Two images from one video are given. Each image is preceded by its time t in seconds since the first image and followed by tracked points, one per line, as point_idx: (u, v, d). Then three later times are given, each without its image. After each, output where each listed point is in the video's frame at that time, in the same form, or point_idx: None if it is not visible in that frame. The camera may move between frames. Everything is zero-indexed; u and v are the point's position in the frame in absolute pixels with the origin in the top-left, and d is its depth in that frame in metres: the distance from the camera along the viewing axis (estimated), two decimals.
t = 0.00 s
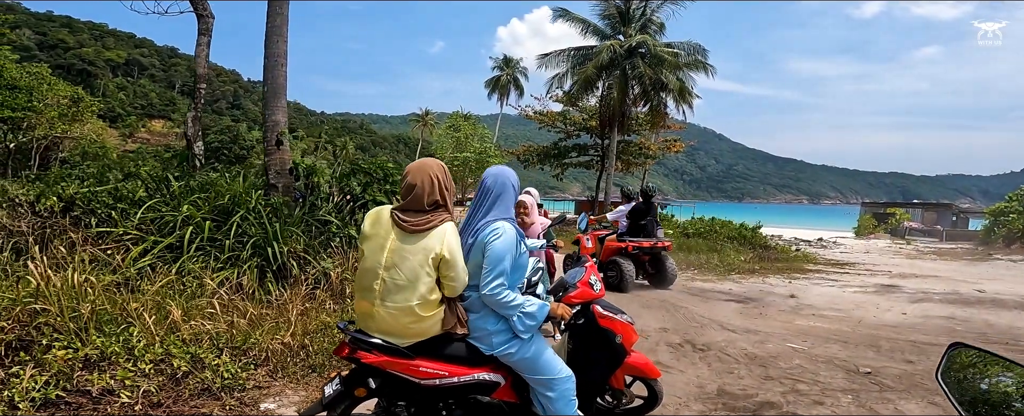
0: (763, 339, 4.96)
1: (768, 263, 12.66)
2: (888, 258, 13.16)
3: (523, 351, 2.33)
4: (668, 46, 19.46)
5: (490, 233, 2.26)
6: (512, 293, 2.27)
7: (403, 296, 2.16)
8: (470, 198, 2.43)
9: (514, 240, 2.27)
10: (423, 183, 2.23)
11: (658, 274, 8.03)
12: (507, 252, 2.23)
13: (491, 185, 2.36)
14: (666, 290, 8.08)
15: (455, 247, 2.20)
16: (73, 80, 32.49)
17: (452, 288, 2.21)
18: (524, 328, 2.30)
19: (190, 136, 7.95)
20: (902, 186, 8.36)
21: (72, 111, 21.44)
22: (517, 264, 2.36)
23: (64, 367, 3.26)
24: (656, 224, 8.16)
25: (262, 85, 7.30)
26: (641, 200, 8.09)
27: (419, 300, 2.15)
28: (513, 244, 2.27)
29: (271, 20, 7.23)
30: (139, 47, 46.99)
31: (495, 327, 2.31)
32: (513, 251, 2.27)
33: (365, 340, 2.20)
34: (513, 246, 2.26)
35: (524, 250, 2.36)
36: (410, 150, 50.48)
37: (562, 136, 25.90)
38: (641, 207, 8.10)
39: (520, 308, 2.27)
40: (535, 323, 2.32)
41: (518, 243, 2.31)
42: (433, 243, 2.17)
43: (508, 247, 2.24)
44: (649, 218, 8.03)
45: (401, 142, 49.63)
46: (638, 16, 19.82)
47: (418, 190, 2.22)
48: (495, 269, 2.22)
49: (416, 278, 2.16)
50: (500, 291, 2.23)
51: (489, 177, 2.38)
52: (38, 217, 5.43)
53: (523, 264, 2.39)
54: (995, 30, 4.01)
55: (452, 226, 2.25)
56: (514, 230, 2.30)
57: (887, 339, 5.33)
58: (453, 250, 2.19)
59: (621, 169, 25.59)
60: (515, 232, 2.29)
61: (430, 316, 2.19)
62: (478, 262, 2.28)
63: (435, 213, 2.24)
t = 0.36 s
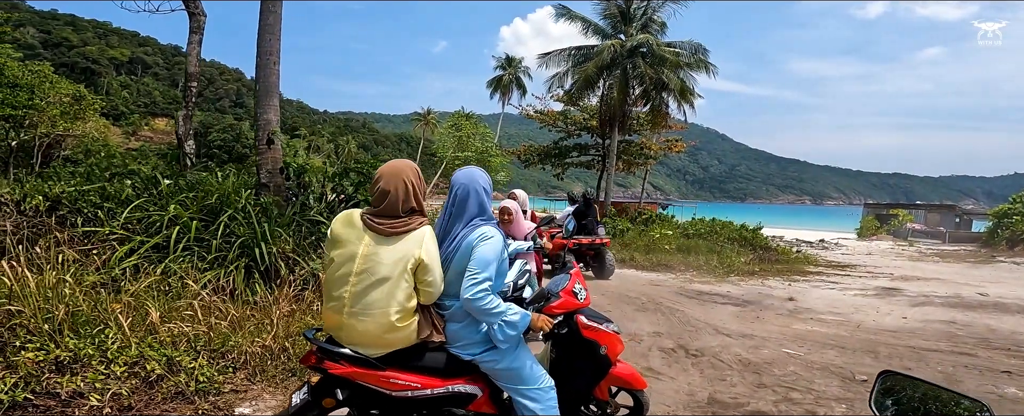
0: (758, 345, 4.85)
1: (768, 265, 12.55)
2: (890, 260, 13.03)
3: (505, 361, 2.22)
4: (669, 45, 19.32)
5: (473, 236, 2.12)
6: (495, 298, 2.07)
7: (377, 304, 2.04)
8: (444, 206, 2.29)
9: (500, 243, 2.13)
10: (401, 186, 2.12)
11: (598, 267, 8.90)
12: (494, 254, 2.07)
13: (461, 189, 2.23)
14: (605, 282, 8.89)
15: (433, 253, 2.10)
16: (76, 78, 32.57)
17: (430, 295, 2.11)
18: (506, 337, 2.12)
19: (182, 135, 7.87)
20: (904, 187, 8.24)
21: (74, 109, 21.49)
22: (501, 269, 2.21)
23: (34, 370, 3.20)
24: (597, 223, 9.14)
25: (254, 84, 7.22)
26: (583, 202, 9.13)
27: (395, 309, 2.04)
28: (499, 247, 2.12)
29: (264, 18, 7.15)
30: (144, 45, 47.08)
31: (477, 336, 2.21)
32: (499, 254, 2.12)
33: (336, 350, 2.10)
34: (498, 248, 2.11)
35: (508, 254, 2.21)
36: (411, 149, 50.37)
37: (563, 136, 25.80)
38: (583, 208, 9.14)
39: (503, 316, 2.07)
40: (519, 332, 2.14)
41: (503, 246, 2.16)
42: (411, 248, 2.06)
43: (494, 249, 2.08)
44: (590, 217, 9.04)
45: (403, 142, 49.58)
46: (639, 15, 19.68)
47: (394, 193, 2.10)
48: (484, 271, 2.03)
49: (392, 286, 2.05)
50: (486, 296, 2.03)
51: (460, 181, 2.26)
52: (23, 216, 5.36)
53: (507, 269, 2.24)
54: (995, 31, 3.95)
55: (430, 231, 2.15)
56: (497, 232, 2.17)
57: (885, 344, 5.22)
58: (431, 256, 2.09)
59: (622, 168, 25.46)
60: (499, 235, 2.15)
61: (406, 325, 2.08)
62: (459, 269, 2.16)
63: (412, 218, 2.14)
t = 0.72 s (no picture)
0: (754, 350, 4.70)
1: (767, 267, 12.38)
2: (890, 262, 12.86)
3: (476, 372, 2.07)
4: (668, 45, 19.15)
5: (443, 239, 1.95)
6: (465, 305, 1.93)
7: (335, 314, 1.89)
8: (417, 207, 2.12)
9: (473, 246, 1.96)
10: (360, 188, 1.94)
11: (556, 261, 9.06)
12: (465, 260, 1.92)
13: (434, 188, 2.06)
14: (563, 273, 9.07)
15: (398, 258, 1.93)
16: (77, 79, 32.38)
17: (395, 303, 1.95)
18: (474, 347, 1.98)
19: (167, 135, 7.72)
20: (904, 189, 8.09)
21: (71, 110, 21.39)
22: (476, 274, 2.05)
23: None
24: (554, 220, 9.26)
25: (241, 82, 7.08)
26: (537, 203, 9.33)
27: (355, 321, 1.88)
28: (472, 250, 1.95)
29: (251, 16, 6.99)
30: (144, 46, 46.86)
31: (446, 345, 2.06)
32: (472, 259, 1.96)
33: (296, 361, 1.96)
34: (471, 251, 1.95)
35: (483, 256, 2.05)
36: (411, 150, 50.20)
37: (562, 136, 25.63)
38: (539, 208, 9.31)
39: (470, 324, 1.94)
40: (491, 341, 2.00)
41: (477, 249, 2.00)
42: (372, 255, 1.90)
43: (465, 254, 1.92)
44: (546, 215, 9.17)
45: (404, 142, 49.51)
46: (638, 14, 19.49)
47: (353, 194, 1.93)
48: (453, 278, 1.89)
49: (351, 296, 1.89)
50: (453, 303, 1.89)
51: (433, 179, 2.09)
52: None
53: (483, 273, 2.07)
54: (997, 31, 3.70)
55: (394, 234, 1.98)
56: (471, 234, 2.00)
57: (886, 350, 5.06)
58: (395, 262, 1.92)
59: (621, 169, 25.28)
60: (472, 237, 1.99)
61: (368, 335, 1.93)
62: (429, 273, 1.99)
63: (375, 221, 1.97)
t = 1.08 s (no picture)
0: (742, 357, 4.47)
1: (764, 269, 12.13)
2: (891, 263, 12.59)
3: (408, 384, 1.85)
4: (665, 45, 18.88)
5: (369, 234, 1.73)
6: (392, 311, 1.74)
7: (237, 322, 1.69)
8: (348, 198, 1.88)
9: (404, 242, 1.75)
10: (233, 180, 1.69)
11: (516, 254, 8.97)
12: (393, 257, 1.70)
13: (368, 178, 1.82)
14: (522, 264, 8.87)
15: (301, 256, 1.68)
16: (76, 81, 32.31)
17: (307, 309, 1.72)
18: (403, 356, 1.80)
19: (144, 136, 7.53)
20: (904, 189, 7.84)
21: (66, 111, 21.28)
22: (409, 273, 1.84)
23: None
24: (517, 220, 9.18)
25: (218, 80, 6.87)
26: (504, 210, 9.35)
27: (260, 328, 1.68)
28: (402, 247, 1.74)
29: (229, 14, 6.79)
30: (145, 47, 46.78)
31: (375, 354, 1.84)
32: (403, 256, 1.74)
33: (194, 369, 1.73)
34: (402, 247, 1.73)
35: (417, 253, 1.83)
36: (411, 151, 49.98)
37: (560, 137, 25.38)
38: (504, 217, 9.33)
39: (398, 332, 1.75)
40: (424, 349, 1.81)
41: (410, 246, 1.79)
42: (268, 255, 1.66)
43: (394, 252, 1.71)
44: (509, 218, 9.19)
45: (404, 143, 49.29)
46: (635, 14, 19.24)
47: (229, 191, 1.69)
48: (379, 277, 1.68)
49: (252, 301, 1.67)
50: (378, 307, 1.70)
51: (367, 168, 1.85)
52: None
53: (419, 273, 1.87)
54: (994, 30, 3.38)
55: (296, 229, 1.72)
56: (404, 229, 1.78)
57: (880, 356, 4.83)
58: (298, 262, 1.67)
59: (620, 170, 25.01)
60: (404, 232, 1.77)
61: (281, 343, 1.74)
62: (352, 275, 1.75)
63: (270, 215, 1.70)
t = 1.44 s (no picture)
0: (728, 364, 4.34)
1: (763, 270, 11.95)
2: (892, 265, 12.37)
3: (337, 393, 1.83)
4: (667, 44, 18.62)
5: (287, 240, 1.73)
6: (314, 322, 1.75)
7: (133, 326, 1.66)
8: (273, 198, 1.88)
9: (323, 248, 1.73)
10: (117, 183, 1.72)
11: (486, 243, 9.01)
12: (309, 265, 1.70)
13: (293, 180, 1.83)
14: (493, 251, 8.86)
15: (185, 250, 1.61)
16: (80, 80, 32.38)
17: (202, 307, 1.65)
18: (330, 367, 1.78)
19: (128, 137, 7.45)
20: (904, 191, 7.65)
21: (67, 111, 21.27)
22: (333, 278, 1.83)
23: None
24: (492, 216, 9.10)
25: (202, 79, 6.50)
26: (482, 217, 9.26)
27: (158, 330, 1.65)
28: (321, 253, 1.73)
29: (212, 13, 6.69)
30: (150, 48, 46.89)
31: (299, 364, 1.80)
32: (322, 263, 1.73)
33: (113, 371, 1.74)
34: (321, 255, 1.72)
35: (340, 258, 1.82)
36: (414, 151, 49.86)
37: (561, 136, 25.17)
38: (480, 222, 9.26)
39: (321, 342, 1.75)
40: (349, 358, 1.80)
41: (331, 251, 1.77)
42: (147, 254, 1.61)
43: (309, 259, 1.70)
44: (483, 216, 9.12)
45: (408, 143, 49.14)
46: (636, 12, 19.00)
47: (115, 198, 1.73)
48: (289, 289, 1.68)
49: (144, 303, 1.63)
50: (294, 319, 1.71)
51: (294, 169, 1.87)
52: None
53: (346, 279, 1.86)
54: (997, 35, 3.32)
55: (181, 223, 1.65)
56: (323, 234, 1.77)
57: (873, 364, 4.68)
58: (182, 257, 1.61)
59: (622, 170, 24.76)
60: (323, 237, 1.76)
61: (187, 347, 1.68)
62: (270, 280, 1.75)
63: (150, 215, 1.67)
